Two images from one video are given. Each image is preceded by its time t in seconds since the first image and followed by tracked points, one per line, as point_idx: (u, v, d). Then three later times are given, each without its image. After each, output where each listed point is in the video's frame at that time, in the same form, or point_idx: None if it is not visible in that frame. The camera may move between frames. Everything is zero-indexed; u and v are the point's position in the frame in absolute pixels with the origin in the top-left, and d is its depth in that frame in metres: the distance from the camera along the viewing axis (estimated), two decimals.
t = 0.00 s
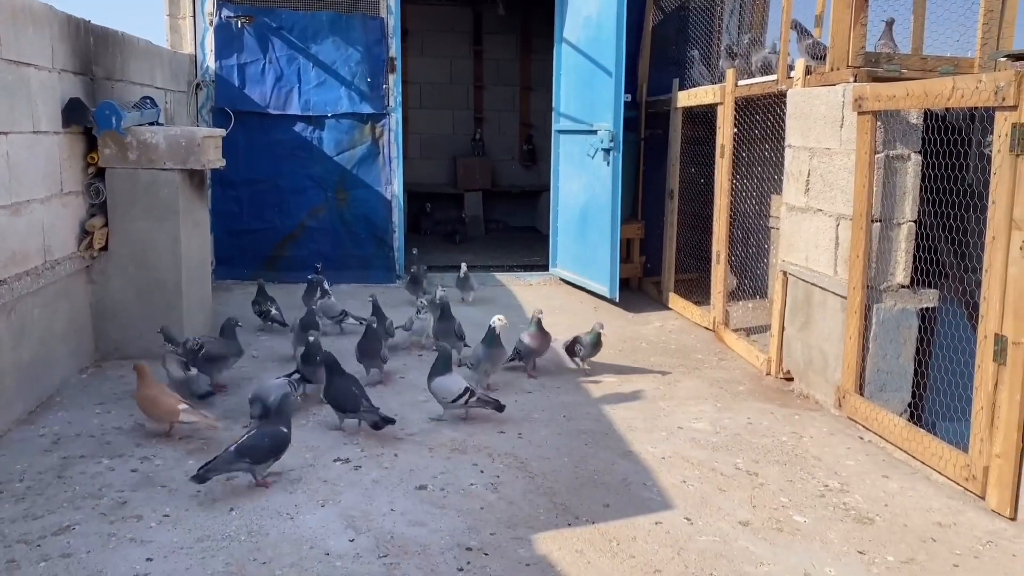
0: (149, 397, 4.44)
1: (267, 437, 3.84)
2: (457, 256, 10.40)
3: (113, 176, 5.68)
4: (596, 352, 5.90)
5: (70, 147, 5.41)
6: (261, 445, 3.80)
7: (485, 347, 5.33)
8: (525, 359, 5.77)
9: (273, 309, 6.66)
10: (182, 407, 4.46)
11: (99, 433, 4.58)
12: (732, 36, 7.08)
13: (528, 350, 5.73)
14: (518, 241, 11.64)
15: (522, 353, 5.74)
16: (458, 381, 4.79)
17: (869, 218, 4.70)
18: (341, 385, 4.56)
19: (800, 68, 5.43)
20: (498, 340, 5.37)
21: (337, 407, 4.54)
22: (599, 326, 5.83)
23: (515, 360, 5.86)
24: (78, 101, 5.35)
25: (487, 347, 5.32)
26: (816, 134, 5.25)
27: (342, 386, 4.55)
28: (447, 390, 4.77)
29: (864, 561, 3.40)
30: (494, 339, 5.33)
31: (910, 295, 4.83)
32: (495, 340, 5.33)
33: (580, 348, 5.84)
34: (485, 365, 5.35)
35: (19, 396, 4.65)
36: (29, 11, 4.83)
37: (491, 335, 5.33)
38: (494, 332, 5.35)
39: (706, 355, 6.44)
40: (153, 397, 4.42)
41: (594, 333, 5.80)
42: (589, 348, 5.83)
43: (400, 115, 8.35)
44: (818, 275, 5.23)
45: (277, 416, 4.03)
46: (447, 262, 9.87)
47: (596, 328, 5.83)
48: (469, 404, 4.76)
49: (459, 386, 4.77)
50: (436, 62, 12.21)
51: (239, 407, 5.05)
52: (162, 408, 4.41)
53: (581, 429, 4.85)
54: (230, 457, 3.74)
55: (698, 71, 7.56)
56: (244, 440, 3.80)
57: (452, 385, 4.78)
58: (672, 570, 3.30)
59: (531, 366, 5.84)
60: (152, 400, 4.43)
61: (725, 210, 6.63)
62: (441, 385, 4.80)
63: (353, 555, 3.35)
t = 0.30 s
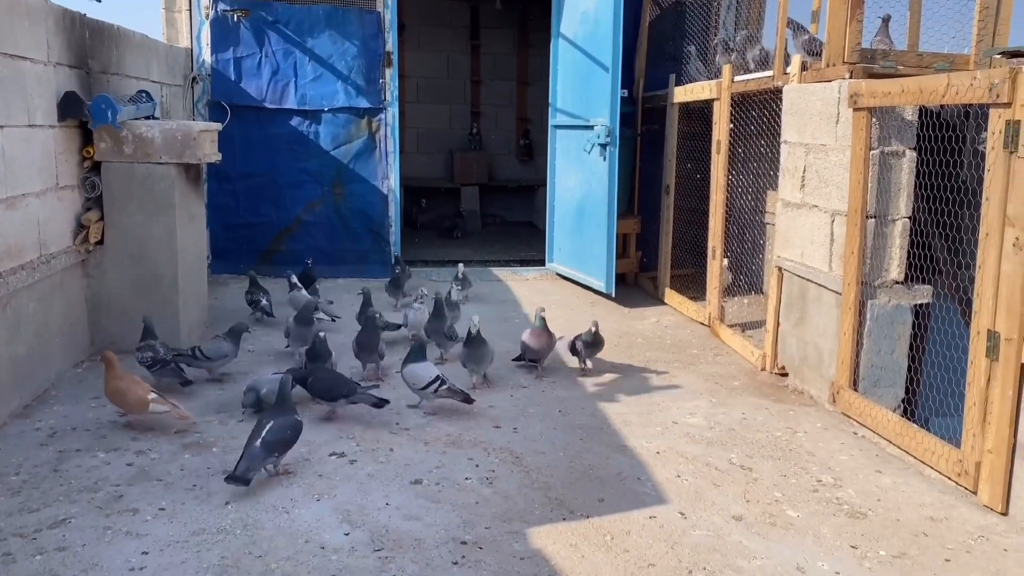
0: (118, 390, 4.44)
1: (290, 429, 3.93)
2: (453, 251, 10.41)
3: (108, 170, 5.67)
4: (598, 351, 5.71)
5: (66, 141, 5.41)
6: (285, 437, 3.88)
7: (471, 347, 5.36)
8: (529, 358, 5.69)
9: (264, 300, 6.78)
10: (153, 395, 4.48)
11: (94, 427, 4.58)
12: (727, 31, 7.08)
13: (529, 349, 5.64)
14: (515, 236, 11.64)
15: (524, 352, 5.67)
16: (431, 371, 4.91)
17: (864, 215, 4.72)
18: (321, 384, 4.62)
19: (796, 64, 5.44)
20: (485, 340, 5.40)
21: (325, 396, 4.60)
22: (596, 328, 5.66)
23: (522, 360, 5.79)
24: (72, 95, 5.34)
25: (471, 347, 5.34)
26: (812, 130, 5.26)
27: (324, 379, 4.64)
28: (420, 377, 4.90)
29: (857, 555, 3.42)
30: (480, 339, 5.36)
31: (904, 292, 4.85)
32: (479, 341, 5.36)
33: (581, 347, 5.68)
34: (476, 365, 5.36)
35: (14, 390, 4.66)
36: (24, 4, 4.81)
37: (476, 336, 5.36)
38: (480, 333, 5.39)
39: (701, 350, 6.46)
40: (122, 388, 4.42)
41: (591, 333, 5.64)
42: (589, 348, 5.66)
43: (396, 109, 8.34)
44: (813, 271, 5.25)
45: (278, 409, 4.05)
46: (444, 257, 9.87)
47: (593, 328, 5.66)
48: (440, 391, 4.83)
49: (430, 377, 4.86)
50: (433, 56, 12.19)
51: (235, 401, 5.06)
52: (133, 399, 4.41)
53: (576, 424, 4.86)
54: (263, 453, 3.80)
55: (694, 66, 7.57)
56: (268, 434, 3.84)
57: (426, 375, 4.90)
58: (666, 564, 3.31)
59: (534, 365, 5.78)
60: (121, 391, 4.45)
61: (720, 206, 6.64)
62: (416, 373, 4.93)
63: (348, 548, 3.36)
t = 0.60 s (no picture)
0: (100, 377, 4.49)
1: (286, 413, 4.02)
2: (452, 245, 10.39)
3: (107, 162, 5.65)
4: (602, 348, 5.55)
5: (64, 133, 5.39)
6: (285, 422, 3.98)
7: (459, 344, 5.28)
8: (528, 356, 5.62)
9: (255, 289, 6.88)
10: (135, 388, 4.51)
11: (92, 420, 4.57)
12: (728, 26, 7.14)
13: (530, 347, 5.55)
14: (514, 230, 11.63)
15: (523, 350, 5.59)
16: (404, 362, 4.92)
17: (864, 211, 4.71)
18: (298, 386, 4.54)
19: (796, 60, 5.44)
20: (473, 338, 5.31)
21: (307, 399, 4.55)
22: (598, 325, 5.49)
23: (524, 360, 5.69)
24: (70, 87, 5.32)
25: (460, 344, 5.26)
26: (812, 126, 5.26)
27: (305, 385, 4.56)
28: (392, 366, 4.94)
29: (854, 551, 3.42)
30: (468, 338, 5.28)
31: (903, 288, 4.85)
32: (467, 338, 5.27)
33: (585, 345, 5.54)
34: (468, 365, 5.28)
35: (12, 382, 4.65)
36: None
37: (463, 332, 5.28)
38: (468, 330, 5.31)
39: (699, 346, 6.46)
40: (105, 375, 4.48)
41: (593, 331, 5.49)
42: (592, 347, 5.51)
43: (395, 103, 8.33)
44: (813, 267, 5.24)
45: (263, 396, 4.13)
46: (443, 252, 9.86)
47: (595, 325, 5.50)
48: (407, 383, 4.85)
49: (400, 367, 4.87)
50: (432, 50, 12.16)
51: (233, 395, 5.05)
52: (112, 388, 4.46)
53: (574, 419, 4.86)
54: (270, 438, 3.90)
55: (694, 61, 7.55)
56: (268, 421, 3.94)
57: (399, 365, 4.93)
58: (664, 559, 3.31)
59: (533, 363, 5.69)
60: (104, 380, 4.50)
61: (719, 201, 6.63)
62: (390, 363, 4.98)
63: (346, 542, 3.36)
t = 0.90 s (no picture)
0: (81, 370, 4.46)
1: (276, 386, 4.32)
2: (451, 237, 10.38)
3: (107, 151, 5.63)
4: (605, 346, 5.46)
5: (64, 121, 5.37)
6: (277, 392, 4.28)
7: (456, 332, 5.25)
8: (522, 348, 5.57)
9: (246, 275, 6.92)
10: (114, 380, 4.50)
11: (91, 408, 4.57)
12: (731, 18, 7.07)
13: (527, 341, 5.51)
14: (513, 223, 11.62)
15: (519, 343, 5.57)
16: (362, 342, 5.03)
17: (866, 205, 4.70)
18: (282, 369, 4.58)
19: (799, 53, 5.42)
20: (469, 329, 5.27)
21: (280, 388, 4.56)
22: (603, 324, 5.39)
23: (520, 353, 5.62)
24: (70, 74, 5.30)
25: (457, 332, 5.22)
26: (814, 119, 5.24)
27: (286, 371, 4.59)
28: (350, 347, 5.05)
29: (854, 544, 3.42)
30: (463, 328, 5.24)
31: (904, 282, 4.84)
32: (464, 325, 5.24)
33: (588, 343, 5.43)
34: (461, 355, 5.22)
35: (11, 371, 4.64)
36: None
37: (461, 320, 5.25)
38: (464, 318, 5.27)
39: (699, 339, 6.46)
40: (86, 371, 4.44)
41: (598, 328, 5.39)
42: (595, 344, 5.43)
43: (396, 94, 8.26)
44: (813, 261, 5.24)
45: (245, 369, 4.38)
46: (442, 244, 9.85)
47: (599, 323, 5.41)
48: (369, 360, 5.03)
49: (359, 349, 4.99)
50: (433, 41, 12.12)
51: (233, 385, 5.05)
52: (96, 382, 4.45)
53: (574, 411, 4.86)
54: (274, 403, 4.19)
55: (696, 54, 7.52)
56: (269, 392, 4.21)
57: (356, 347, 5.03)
58: (663, 551, 3.31)
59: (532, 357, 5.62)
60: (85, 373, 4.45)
61: (720, 195, 6.62)
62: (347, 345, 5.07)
63: (346, 532, 3.36)
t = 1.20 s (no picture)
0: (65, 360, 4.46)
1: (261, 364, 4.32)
2: (451, 226, 10.36)
3: (107, 134, 5.61)
4: (609, 344, 5.26)
5: (64, 104, 5.34)
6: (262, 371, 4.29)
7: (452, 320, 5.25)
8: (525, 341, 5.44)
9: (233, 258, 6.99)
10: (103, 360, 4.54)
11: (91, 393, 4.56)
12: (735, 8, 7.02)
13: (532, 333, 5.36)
14: (513, 213, 11.60)
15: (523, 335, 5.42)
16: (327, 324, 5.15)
17: (868, 197, 4.69)
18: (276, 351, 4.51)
19: (803, 44, 5.40)
20: (465, 317, 5.27)
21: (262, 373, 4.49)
22: (605, 322, 5.20)
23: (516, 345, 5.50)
24: (70, 57, 5.26)
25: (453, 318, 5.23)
26: (818, 110, 5.22)
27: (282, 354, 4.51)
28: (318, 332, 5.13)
29: (853, 536, 3.42)
30: (458, 317, 5.24)
31: (905, 275, 4.83)
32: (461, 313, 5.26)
33: (590, 340, 5.26)
34: (457, 341, 5.20)
35: (10, 355, 4.63)
36: None
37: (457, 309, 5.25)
38: (461, 308, 5.28)
39: (699, 330, 6.45)
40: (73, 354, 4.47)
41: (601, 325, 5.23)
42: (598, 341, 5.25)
43: (397, 82, 8.23)
44: (815, 253, 5.23)
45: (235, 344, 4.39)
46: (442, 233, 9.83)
47: (601, 320, 5.22)
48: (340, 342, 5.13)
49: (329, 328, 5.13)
50: (434, 29, 12.07)
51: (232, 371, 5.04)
52: (86, 360, 4.48)
53: (574, 400, 4.86)
54: (255, 385, 4.22)
55: (699, 44, 7.49)
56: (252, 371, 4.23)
57: (322, 329, 5.13)
58: (662, 541, 3.31)
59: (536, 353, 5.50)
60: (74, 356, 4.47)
61: (722, 186, 6.61)
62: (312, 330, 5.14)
63: (346, 519, 3.36)
